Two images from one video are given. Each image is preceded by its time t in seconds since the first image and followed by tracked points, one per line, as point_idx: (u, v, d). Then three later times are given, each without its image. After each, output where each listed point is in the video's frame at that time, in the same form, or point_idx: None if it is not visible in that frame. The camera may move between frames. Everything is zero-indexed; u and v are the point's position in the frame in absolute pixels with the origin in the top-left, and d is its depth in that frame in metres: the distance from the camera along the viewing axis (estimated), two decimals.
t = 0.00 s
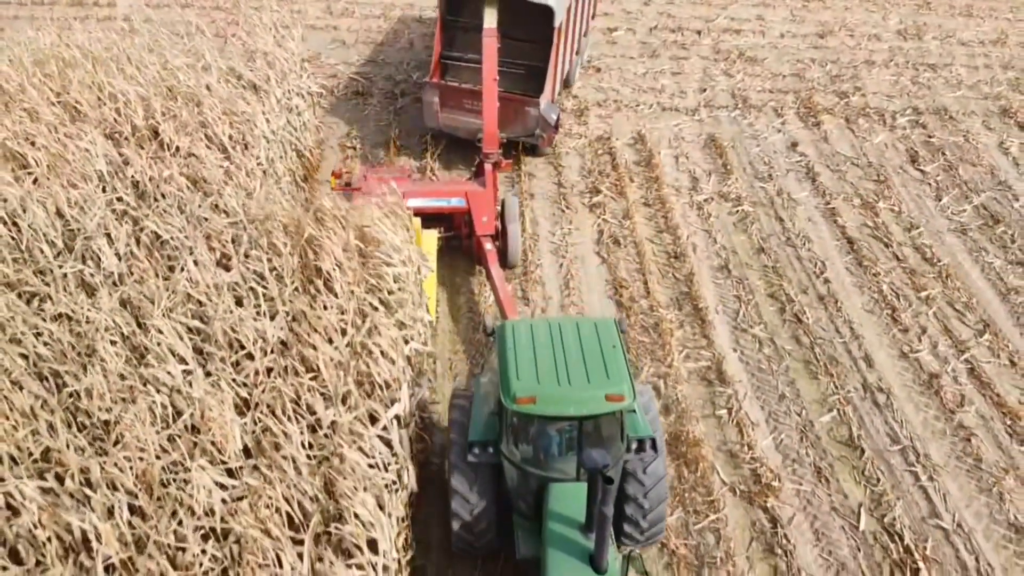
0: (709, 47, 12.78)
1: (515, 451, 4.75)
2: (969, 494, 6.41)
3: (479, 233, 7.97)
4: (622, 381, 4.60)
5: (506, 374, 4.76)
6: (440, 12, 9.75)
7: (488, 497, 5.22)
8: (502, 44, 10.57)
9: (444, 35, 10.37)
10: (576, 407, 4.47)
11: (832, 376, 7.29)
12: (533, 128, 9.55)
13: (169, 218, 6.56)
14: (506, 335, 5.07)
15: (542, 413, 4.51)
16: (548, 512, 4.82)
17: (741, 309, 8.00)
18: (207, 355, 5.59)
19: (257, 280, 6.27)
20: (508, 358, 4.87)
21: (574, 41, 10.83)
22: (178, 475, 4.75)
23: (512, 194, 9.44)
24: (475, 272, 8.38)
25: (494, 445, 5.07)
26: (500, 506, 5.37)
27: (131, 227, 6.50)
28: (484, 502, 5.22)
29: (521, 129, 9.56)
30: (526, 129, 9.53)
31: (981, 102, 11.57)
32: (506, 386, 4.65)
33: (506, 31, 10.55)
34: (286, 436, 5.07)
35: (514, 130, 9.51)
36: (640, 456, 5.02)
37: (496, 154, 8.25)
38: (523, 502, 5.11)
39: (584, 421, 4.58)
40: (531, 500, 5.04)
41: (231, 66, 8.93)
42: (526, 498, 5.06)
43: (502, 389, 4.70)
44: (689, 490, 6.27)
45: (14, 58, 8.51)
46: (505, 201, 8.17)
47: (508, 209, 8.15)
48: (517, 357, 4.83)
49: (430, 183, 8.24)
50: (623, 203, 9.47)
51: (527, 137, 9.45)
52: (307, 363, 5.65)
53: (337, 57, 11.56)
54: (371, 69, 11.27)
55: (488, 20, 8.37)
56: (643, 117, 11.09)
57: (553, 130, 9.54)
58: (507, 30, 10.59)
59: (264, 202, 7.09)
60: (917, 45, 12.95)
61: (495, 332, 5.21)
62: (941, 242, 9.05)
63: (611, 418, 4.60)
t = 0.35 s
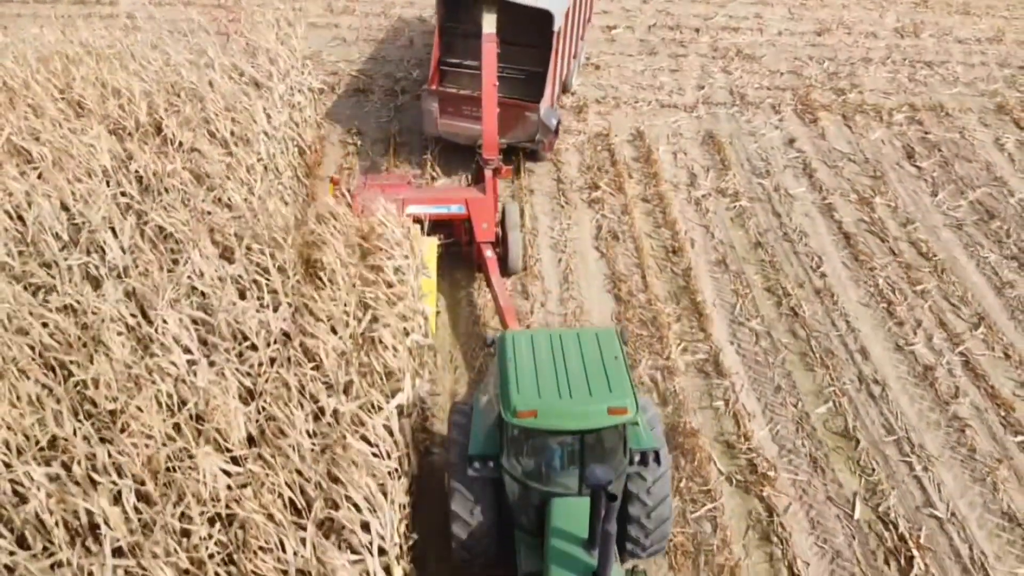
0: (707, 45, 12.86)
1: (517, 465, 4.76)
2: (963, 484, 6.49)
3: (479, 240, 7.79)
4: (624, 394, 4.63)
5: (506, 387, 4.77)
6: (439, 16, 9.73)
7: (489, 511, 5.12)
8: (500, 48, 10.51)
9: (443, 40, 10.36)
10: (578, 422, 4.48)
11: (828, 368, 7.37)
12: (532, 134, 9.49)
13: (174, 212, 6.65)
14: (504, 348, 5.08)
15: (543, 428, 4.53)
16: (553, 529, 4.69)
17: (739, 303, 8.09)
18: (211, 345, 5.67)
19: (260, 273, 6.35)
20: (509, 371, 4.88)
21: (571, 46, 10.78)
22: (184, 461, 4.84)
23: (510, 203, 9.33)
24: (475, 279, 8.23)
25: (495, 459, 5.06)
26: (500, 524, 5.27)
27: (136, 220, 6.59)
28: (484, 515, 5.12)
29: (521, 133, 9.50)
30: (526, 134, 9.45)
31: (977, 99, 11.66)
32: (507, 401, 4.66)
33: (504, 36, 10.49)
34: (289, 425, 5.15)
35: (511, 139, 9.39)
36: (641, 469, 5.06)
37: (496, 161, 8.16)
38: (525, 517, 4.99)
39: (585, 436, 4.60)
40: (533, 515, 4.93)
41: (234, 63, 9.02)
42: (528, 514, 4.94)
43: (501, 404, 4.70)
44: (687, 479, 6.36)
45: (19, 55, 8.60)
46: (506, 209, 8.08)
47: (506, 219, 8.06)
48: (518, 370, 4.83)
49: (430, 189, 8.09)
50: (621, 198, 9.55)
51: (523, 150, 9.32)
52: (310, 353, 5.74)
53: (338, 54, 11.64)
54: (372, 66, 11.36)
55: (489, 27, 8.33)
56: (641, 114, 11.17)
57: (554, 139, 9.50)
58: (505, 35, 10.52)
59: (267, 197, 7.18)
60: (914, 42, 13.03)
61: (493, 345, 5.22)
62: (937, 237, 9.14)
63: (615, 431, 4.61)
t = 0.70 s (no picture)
0: (705, 44, 12.93)
1: (515, 483, 4.64)
2: (957, 477, 6.56)
3: (479, 249, 7.76)
4: (625, 413, 4.54)
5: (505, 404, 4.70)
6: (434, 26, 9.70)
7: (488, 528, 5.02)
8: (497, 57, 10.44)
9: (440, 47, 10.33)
10: (577, 442, 4.39)
11: (823, 364, 7.45)
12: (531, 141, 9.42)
13: (176, 208, 6.72)
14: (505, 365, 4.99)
15: (542, 447, 4.44)
16: (551, 551, 4.57)
17: (736, 300, 8.16)
18: (213, 340, 5.75)
19: (261, 268, 6.42)
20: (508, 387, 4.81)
21: (567, 53, 10.74)
22: (186, 453, 4.91)
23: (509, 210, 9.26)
24: (475, 289, 8.16)
25: (493, 477, 4.92)
26: (498, 544, 5.14)
27: (138, 217, 6.67)
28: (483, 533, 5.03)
29: (521, 140, 9.43)
30: (525, 141, 9.39)
31: (973, 97, 11.73)
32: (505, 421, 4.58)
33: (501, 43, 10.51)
34: (290, 417, 5.23)
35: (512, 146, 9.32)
36: (642, 487, 4.85)
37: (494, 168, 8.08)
38: (524, 538, 4.85)
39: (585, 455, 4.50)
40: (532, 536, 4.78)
41: (235, 62, 9.10)
42: (527, 534, 4.80)
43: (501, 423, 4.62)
44: (683, 472, 6.43)
45: (22, 54, 8.67)
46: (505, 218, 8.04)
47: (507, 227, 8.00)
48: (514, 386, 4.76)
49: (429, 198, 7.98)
50: (619, 196, 9.63)
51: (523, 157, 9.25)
52: (311, 347, 5.82)
53: (338, 53, 11.71)
54: (372, 65, 11.43)
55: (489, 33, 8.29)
56: (639, 112, 11.25)
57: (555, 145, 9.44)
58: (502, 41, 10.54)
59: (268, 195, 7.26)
60: (911, 42, 13.11)
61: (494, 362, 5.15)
62: (932, 234, 9.21)
63: (615, 448, 4.51)
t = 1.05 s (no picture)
0: (703, 42, 13.00)
1: (518, 501, 4.59)
2: (951, 470, 6.63)
3: (478, 259, 7.64)
4: (632, 432, 4.44)
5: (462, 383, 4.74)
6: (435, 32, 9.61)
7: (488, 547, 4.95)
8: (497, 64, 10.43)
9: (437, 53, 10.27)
10: (582, 461, 4.29)
11: (819, 358, 7.52)
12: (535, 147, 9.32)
13: (178, 204, 6.80)
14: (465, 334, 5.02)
15: (547, 467, 4.34)
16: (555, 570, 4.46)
17: (732, 295, 8.23)
18: (215, 334, 5.81)
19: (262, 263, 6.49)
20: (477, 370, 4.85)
21: (565, 59, 10.76)
22: (188, 443, 4.98)
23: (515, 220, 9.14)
24: (474, 298, 8.04)
25: (495, 495, 4.91)
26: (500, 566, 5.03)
27: (140, 212, 6.74)
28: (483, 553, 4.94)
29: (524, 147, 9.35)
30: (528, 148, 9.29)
31: (969, 95, 11.80)
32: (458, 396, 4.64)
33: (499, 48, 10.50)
34: (291, 409, 5.29)
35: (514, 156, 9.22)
36: (648, 506, 4.89)
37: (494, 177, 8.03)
38: (526, 558, 4.73)
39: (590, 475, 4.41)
40: (535, 556, 4.67)
41: (236, 59, 9.17)
42: (530, 554, 4.69)
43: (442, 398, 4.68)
44: (679, 465, 6.50)
45: (24, 51, 8.74)
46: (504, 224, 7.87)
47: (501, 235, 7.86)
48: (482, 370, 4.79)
49: (428, 207, 7.91)
50: (617, 193, 9.69)
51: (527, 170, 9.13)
52: (312, 341, 5.89)
53: (338, 52, 11.78)
54: (371, 63, 11.50)
55: (486, 41, 8.39)
56: (638, 110, 11.31)
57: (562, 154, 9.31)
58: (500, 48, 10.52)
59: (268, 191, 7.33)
60: (908, 40, 13.18)
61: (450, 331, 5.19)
62: (928, 231, 9.28)
63: (620, 467, 4.45)
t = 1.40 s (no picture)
0: (701, 39, 13.09)
1: (518, 515, 4.57)
2: (944, 459, 6.71)
3: (478, 265, 7.44)
4: (634, 448, 4.45)
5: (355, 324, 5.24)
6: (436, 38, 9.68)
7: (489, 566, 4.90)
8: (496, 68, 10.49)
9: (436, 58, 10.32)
10: (585, 476, 4.30)
11: (814, 350, 7.60)
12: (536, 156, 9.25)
13: (180, 197, 6.88)
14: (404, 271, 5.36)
15: (548, 482, 4.35)
16: None
17: (729, 288, 8.31)
18: (217, 324, 5.90)
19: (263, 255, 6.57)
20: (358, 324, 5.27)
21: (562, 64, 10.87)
22: (192, 430, 5.06)
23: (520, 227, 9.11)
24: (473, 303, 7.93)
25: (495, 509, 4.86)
26: None
27: (143, 205, 6.82)
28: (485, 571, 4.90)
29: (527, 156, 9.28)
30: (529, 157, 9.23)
31: (965, 92, 11.88)
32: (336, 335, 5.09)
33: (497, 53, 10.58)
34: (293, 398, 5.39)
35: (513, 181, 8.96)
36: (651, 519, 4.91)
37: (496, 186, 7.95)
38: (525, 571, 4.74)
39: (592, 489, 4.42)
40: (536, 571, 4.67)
41: (237, 55, 9.25)
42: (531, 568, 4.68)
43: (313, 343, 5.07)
44: (676, 454, 6.58)
45: (27, 47, 8.82)
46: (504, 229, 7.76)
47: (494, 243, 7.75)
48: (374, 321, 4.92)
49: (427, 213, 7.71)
50: (615, 188, 9.78)
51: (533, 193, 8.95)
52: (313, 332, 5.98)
53: (338, 48, 11.86)
54: (371, 60, 11.59)
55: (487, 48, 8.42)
56: (636, 106, 11.40)
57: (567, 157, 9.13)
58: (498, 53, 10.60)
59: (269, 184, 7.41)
60: (905, 37, 13.26)
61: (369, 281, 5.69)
62: (923, 225, 9.37)
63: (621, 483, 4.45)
